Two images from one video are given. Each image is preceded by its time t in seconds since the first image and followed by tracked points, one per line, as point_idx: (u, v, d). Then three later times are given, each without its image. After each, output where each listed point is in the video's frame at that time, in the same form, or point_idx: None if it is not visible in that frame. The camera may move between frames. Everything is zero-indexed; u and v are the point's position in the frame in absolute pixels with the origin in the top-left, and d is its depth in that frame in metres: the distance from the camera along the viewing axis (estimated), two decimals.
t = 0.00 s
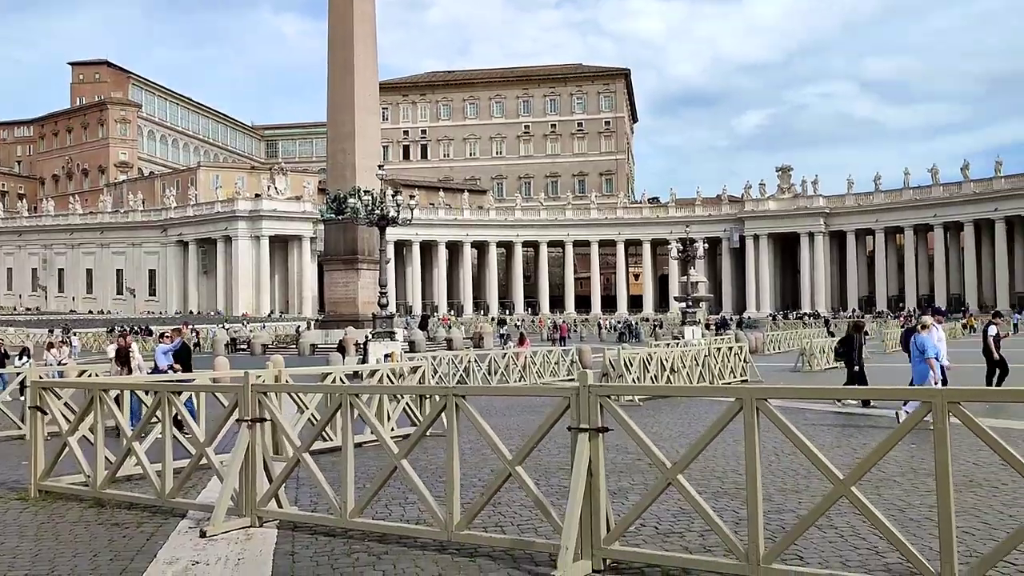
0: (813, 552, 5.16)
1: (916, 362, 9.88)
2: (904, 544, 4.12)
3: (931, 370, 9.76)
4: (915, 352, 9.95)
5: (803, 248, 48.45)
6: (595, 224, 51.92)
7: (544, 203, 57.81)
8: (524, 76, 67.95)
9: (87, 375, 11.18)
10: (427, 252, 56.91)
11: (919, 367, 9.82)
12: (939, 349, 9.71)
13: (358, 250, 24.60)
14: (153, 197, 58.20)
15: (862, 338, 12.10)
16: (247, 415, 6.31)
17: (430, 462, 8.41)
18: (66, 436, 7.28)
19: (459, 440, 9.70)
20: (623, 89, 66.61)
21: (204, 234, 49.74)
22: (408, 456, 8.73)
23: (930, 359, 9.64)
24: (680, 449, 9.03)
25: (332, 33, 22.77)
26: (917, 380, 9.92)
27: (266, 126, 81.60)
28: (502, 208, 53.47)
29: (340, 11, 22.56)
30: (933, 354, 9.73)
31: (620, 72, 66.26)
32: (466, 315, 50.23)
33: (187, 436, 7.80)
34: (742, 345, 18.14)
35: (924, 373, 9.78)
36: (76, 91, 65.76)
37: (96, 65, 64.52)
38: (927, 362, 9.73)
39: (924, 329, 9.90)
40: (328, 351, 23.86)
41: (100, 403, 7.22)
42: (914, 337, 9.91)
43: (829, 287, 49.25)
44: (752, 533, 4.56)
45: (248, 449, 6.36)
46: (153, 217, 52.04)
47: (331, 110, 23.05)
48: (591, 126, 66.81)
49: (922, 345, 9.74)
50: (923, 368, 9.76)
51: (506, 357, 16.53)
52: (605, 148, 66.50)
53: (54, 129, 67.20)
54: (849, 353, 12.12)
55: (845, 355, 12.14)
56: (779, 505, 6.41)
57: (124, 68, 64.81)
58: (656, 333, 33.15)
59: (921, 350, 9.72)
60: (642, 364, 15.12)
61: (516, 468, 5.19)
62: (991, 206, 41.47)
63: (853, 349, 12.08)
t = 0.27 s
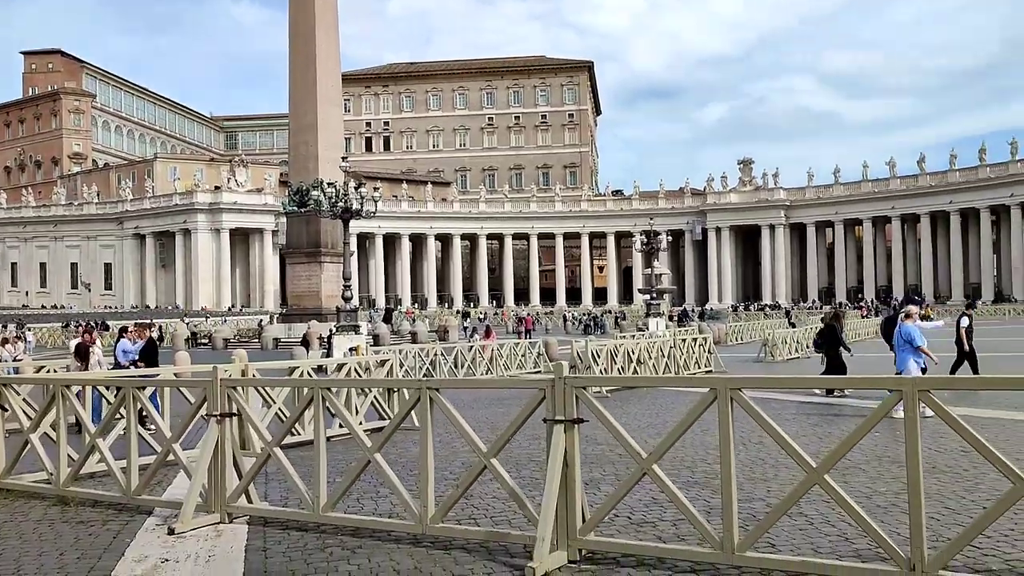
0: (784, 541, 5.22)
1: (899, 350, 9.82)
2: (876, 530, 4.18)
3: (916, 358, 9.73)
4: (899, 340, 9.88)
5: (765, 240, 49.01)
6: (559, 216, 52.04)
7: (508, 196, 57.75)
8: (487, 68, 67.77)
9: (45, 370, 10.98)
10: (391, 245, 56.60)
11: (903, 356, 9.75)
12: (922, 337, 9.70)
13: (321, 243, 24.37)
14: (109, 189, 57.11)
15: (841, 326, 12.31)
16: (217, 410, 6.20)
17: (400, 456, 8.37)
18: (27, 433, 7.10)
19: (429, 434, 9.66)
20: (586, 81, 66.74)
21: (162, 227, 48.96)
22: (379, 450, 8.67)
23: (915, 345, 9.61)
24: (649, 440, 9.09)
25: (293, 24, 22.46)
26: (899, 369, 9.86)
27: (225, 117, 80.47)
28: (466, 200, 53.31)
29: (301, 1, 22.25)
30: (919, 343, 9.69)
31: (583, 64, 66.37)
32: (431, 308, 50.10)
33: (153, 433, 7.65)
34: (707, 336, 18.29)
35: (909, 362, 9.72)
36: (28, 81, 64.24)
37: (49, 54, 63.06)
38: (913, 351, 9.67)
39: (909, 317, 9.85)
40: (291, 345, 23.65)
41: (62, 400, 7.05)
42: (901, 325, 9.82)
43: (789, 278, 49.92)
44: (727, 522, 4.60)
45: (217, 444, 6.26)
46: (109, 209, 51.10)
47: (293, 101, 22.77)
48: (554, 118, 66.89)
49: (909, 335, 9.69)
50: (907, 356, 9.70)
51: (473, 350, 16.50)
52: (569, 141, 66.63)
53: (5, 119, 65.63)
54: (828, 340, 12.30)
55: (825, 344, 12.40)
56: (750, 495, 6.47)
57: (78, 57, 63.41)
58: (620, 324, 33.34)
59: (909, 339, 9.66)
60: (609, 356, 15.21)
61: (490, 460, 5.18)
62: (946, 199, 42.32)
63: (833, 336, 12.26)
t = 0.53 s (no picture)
0: (766, 536, 5.27)
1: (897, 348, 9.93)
2: (858, 524, 4.24)
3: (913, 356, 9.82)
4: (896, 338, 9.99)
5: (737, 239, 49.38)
6: (534, 215, 52.09)
7: (482, 194, 57.69)
8: (461, 66, 67.65)
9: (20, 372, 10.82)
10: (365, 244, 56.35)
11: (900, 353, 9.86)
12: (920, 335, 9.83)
13: (295, 242, 24.18)
14: (78, 188, 56.32)
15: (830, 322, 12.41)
16: (196, 411, 6.15)
17: (380, 455, 8.34)
18: (2, 434, 6.99)
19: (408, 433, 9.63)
20: (559, 80, 66.84)
21: (132, 226, 48.39)
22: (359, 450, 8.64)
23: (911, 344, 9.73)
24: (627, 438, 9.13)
25: (266, 21, 22.27)
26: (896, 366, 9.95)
27: (196, 115, 79.65)
28: (440, 199, 53.19)
29: None
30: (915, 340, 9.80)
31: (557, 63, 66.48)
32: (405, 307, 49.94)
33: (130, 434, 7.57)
34: (682, 334, 18.37)
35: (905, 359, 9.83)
36: None
37: (15, 50, 62.04)
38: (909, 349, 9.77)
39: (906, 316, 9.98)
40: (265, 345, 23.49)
41: (38, 400, 6.95)
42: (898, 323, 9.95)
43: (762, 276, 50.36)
44: (711, 517, 4.64)
45: (197, 444, 6.20)
46: (78, 208, 50.40)
47: (266, 99, 22.58)
48: (528, 117, 66.95)
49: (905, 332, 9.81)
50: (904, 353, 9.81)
51: (449, 349, 16.46)
52: (543, 140, 66.75)
53: None
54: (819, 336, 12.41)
55: (816, 339, 12.51)
56: (731, 491, 6.52)
57: (45, 54, 62.42)
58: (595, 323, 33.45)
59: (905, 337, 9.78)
60: (586, 354, 15.26)
61: (475, 458, 5.18)
62: (915, 198, 42.88)
63: (823, 333, 12.37)
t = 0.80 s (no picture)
0: (748, 539, 5.27)
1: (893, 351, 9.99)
2: (841, 527, 4.24)
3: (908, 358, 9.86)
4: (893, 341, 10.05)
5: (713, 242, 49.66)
6: (511, 218, 52.10)
7: (459, 197, 57.59)
8: (438, 69, 67.55)
9: None
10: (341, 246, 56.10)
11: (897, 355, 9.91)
12: (916, 338, 9.90)
13: (271, 244, 24.00)
14: (49, 189, 55.58)
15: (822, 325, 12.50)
16: (173, 415, 6.06)
17: (359, 459, 8.27)
18: None
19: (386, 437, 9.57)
20: (536, 83, 66.94)
21: (105, 228, 47.83)
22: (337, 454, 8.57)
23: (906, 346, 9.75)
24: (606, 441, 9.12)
25: (241, 22, 22.09)
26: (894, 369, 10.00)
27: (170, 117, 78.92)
28: (417, 201, 53.05)
29: None
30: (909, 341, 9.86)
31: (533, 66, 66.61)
32: (382, 310, 49.74)
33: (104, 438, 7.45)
34: (659, 336, 18.42)
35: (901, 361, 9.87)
36: None
37: None
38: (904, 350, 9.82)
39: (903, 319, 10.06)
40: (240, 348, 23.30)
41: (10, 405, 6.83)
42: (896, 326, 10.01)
43: (737, 279, 50.70)
44: (694, 521, 4.63)
45: (173, 449, 6.10)
46: (50, 210, 49.73)
47: (241, 100, 22.39)
48: (505, 120, 67.00)
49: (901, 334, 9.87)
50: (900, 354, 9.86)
51: (427, 352, 16.39)
52: (520, 143, 66.82)
53: None
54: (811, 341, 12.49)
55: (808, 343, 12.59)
56: (711, 493, 6.53)
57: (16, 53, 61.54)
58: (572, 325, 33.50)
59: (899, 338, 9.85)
60: (564, 357, 15.28)
61: (456, 463, 5.14)
62: (888, 201, 43.34)
63: (814, 337, 12.46)
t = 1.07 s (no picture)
0: (725, 546, 5.26)
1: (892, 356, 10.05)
2: (819, 535, 4.23)
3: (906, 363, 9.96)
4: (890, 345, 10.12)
5: (685, 248, 49.95)
6: (485, 223, 52.07)
7: (432, 202, 57.46)
8: (412, 74, 67.43)
9: None
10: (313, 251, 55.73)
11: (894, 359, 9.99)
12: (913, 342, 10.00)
13: (242, 249, 23.73)
14: (15, 191, 54.67)
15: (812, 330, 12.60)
16: (141, 421, 5.94)
17: (330, 466, 8.16)
18: None
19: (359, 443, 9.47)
20: (510, 89, 67.06)
21: (73, 231, 47.10)
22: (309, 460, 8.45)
23: (907, 352, 9.88)
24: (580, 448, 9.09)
25: (213, 23, 21.88)
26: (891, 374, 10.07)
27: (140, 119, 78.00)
28: (390, 206, 52.85)
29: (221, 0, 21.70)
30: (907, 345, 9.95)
31: (507, 73, 66.74)
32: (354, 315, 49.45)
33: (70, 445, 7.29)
34: (632, 342, 18.45)
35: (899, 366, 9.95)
36: None
37: None
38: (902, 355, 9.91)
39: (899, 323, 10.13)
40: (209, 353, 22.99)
41: None
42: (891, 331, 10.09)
43: (709, 286, 51.02)
44: (672, 528, 4.59)
45: (141, 456, 5.97)
46: (15, 212, 48.89)
47: (212, 103, 22.17)
48: (478, 126, 67.05)
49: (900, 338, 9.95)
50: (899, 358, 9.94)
51: (399, 357, 16.29)
52: (493, 148, 66.85)
53: None
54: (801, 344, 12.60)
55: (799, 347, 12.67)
56: (688, 500, 6.51)
57: None
58: (545, 331, 33.53)
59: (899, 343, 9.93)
60: (537, 362, 15.26)
61: (432, 469, 5.07)
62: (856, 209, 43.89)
63: (804, 340, 12.55)
